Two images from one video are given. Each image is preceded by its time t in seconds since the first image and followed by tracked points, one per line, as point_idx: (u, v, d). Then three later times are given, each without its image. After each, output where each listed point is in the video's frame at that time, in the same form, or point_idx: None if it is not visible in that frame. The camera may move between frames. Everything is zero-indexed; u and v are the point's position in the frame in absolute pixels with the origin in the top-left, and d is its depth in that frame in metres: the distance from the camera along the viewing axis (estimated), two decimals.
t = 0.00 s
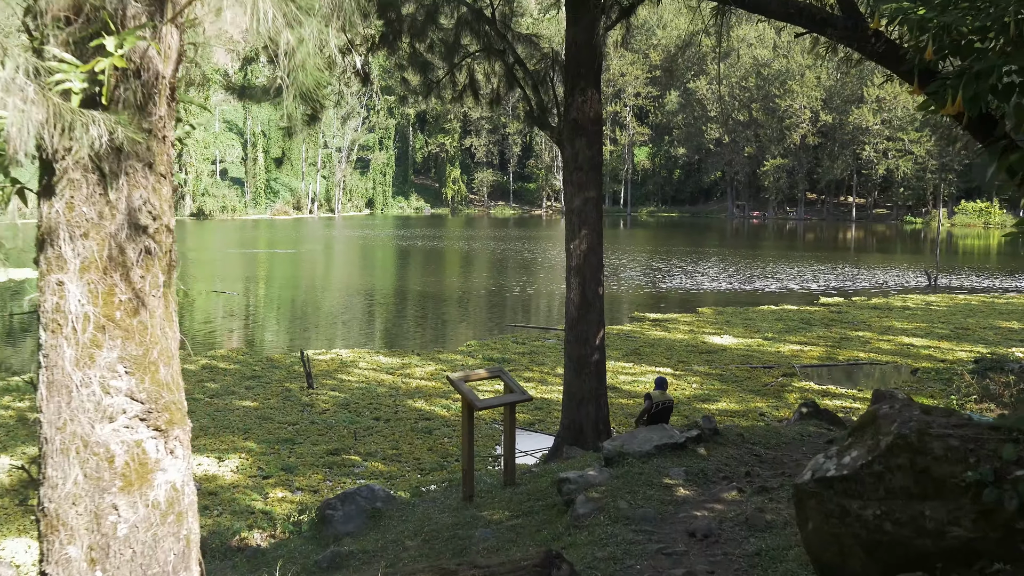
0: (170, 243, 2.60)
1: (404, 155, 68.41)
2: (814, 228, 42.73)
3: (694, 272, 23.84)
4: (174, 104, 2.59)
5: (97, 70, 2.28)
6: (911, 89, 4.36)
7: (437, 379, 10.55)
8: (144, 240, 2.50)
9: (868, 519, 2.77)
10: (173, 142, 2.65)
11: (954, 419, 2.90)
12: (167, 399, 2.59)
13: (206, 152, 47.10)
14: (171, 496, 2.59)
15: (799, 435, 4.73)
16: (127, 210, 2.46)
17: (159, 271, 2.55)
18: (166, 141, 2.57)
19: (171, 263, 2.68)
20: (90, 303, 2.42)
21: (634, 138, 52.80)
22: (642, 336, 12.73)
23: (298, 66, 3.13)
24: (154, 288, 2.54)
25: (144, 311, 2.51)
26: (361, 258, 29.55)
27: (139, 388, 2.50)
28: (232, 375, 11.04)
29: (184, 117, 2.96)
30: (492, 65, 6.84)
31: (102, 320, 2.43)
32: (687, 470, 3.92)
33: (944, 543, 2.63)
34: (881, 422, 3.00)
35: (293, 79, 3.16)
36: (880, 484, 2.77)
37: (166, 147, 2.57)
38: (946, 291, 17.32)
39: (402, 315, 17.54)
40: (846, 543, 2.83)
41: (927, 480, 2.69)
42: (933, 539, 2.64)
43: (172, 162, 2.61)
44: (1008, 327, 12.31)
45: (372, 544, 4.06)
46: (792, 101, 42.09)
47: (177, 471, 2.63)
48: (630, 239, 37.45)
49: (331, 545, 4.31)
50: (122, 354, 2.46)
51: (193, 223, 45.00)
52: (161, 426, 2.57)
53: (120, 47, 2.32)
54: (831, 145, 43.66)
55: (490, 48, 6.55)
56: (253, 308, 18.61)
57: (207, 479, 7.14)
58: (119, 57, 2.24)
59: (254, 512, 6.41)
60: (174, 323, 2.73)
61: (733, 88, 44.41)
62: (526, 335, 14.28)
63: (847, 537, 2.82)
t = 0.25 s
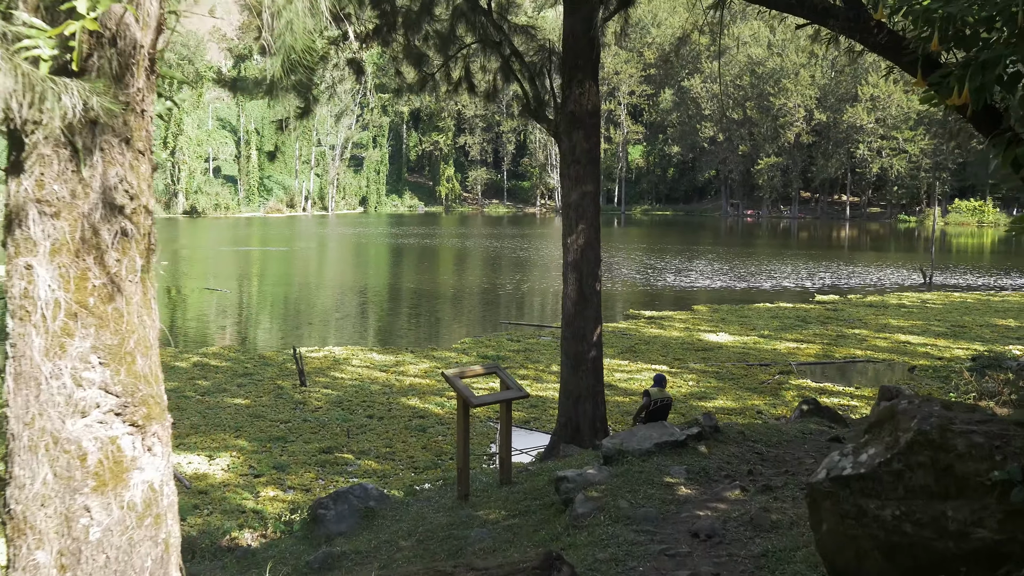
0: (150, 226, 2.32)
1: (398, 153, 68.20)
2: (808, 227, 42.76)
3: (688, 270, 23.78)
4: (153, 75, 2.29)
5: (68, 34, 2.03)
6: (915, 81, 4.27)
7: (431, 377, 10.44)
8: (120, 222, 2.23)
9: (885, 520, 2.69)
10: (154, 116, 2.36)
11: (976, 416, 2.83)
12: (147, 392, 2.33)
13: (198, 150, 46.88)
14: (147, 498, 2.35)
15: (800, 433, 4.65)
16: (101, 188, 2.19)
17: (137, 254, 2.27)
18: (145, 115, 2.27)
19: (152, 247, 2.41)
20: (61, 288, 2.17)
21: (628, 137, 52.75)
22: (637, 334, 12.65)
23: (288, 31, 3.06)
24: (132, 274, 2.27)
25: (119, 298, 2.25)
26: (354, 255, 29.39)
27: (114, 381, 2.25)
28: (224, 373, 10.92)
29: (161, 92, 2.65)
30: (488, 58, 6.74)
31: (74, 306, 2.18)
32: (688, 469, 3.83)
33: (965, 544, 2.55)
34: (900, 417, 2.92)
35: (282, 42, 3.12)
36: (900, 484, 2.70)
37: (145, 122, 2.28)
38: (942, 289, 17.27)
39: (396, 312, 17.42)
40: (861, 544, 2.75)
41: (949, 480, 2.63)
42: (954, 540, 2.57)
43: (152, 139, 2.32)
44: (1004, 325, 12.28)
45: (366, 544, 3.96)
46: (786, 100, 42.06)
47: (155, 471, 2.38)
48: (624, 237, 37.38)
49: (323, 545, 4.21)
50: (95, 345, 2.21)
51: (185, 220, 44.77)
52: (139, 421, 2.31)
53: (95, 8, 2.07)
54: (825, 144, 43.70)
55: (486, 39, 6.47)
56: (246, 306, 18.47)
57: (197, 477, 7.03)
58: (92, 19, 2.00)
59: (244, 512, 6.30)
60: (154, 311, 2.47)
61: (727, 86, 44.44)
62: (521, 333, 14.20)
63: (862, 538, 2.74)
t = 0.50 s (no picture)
0: (111, 235, 2.23)
1: (384, 154, 67.95)
2: (795, 227, 42.92)
3: (675, 271, 23.76)
4: (117, 74, 2.20)
5: (17, 29, 1.97)
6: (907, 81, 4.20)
7: (419, 380, 10.32)
8: (79, 230, 2.13)
9: (893, 539, 2.61)
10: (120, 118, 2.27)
11: (989, 429, 2.72)
12: (107, 416, 2.23)
13: (184, 150, 46.51)
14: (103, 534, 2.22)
15: (794, 439, 4.58)
16: (59, 194, 2.09)
17: (97, 267, 2.19)
18: (107, 116, 2.18)
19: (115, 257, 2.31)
20: (14, 305, 2.04)
21: (616, 137, 52.77)
22: (626, 336, 12.59)
23: (258, 26, 2.68)
24: (92, 287, 2.18)
25: (78, 314, 2.15)
26: (341, 257, 29.22)
27: (72, 403, 2.14)
28: (209, 377, 10.76)
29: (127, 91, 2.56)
30: (476, 57, 6.67)
31: (29, 325, 2.06)
32: (682, 478, 3.74)
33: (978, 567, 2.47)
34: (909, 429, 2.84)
35: (253, 42, 2.68)
36: (909, 502, 2.61)
37: (107, 123, 2.19)
38: (930, 290, 17.29)
39: (383, 315, 17.29)
40: (867, 565, 2.67)
41: (962, 499, 2.53)
42: (967, 563, 2.48)
43: (115, 142, 2.24)
44: (993, 326, 12.30)
45: (351, 556, 3.85)
46: (773, 100, 42.15)
47: (117, 501, 2.27)
48: (611, 238, 37.37)
49: (307, 558, 4.09)
50: (51, 364, 2.10)
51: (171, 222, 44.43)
52: (99, 449, 2.21)
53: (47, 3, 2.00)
54: (811, 144, 43.89)
55: (473, 38, 6.37)
56: (233, 308, 18.30)
57: (181, 485, 6.89)
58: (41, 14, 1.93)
59: (228, 520, 6.17)
60: (117, 327, 2.38)
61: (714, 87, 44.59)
62: (509, 335, 14.12)
63: (870, 559, 2.66)
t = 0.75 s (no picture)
0: (57, 229, 2.09)
1: (376, 152, 67.72)
2: (787, 225, 42.94)
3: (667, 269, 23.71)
4: (67, 55, 2.09)
5: None
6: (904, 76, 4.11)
7: (409, 380, 10.21)
8: (19, 225, 2.00)
9: (898, 551, 2.52)
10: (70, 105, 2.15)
11: (1003, 436, 2.60)
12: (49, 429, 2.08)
13: (175, 149, 46.20)
14: None
15: (790, 440, 4.50)
16: None
17: (41, 264, 2.05)
18: (55, 101, 2.07)
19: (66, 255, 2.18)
20: None
21: (608, 135, 52.73)
22: (618, 334, 12.51)
23: None
24: (34, 287, 2.04)
25: (18, 317, 2.02)
26: (333, 255, 29.09)
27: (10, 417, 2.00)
28: (197, 377, 10.62)
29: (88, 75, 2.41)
30: (466, 51, 6.56)
31: None
32: (676, 481, 3.65)
33: None
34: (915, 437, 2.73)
35: None
36: (916, 513, 2.51)
37: (55, 110, 2.07)
38: (923, 287, 17.26)
39: (375, 313, 17.20)
40: None
41: (973, 509, 2.44)
42: None
43: (65, 131, 2.12)
44: (986, 323, 12.27)
45: (335, 563, 3.75)
46: (765, 97, 42.12)
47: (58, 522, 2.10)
48: (604, 235, 37.32)
49: (290, 564, 3.99)
50: None
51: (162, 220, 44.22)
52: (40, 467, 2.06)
53: None
54: (803, 142, 43.96)
55: (462, 33, 6.26)
56: (224, 307, 18.19)
57: (166, 488, 6.77)
58: None
59: (214, 524, 6.04)
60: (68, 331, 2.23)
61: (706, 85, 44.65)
62: (500, 334, 14.02)
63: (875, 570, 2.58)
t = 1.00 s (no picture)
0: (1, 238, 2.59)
1: (364, 152, 67.42)
2: (775, 225, 43.05)
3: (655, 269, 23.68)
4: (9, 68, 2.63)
5: None
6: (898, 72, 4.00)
7: (395, 382, 10.10)
8: None
9: None
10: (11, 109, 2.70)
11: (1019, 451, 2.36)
12: None
13: (162, 148, 45.87)
14: (5, 574, 2.66)
15: (783, 446, 4.43)
16: None
17: None
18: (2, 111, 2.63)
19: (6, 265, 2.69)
20: None
21: (596, 135, 52.72)
22: (607, 335, 12.42)
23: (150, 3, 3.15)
24: None
25: None
26: (321, 256, 28.88)
27: None
28: (181, 380, 10.46)
29: (24, 77, 2.94)
30: (452, 50, 6.46)
31: None
32: (667, 492, 3.56)
33: None
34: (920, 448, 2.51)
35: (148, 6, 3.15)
36: (925, 535, 2.30)
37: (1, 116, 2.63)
38: (911, 288, 17.30)
39: (363, 314, 17.09)
40: None
41: (986, 532, 2.21)
42: None
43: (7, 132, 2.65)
44: (975, 324, 12.27)
45: None
46: (752, 97, 42.22)
47: None
48: (592, 236, 37.29)
49: None
50: None
51: (148, 220, 43.84)
52: None
53: None
54: (791, 142, 44.09)
55: (448, 31, 6.14)
56: (212, 307, 18.05)
57: (147, 494, 6.60)
58: None
59: (195, 531, 5.87)
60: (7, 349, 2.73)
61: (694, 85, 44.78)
62: (489, 335, 13.94)
63: None
